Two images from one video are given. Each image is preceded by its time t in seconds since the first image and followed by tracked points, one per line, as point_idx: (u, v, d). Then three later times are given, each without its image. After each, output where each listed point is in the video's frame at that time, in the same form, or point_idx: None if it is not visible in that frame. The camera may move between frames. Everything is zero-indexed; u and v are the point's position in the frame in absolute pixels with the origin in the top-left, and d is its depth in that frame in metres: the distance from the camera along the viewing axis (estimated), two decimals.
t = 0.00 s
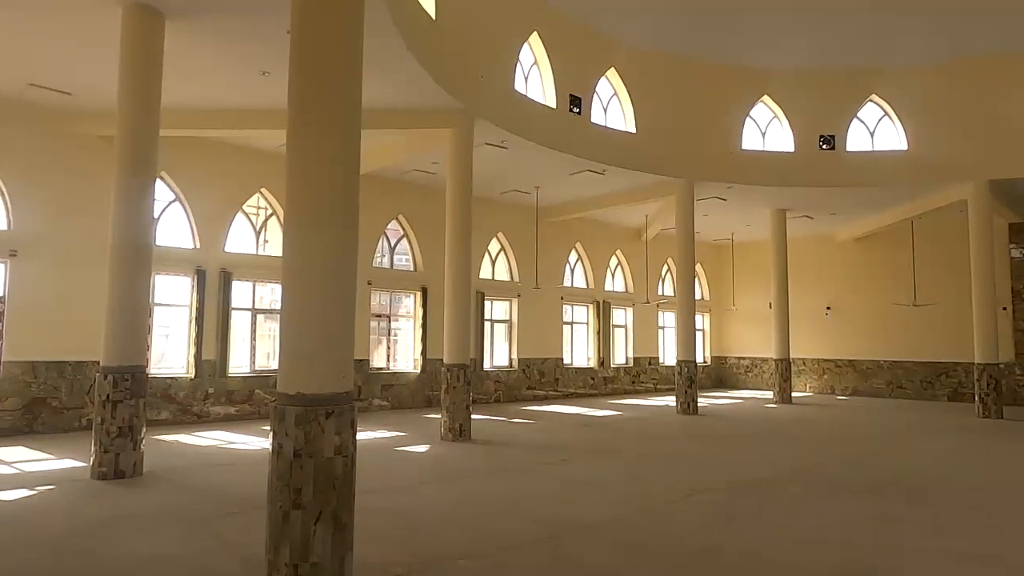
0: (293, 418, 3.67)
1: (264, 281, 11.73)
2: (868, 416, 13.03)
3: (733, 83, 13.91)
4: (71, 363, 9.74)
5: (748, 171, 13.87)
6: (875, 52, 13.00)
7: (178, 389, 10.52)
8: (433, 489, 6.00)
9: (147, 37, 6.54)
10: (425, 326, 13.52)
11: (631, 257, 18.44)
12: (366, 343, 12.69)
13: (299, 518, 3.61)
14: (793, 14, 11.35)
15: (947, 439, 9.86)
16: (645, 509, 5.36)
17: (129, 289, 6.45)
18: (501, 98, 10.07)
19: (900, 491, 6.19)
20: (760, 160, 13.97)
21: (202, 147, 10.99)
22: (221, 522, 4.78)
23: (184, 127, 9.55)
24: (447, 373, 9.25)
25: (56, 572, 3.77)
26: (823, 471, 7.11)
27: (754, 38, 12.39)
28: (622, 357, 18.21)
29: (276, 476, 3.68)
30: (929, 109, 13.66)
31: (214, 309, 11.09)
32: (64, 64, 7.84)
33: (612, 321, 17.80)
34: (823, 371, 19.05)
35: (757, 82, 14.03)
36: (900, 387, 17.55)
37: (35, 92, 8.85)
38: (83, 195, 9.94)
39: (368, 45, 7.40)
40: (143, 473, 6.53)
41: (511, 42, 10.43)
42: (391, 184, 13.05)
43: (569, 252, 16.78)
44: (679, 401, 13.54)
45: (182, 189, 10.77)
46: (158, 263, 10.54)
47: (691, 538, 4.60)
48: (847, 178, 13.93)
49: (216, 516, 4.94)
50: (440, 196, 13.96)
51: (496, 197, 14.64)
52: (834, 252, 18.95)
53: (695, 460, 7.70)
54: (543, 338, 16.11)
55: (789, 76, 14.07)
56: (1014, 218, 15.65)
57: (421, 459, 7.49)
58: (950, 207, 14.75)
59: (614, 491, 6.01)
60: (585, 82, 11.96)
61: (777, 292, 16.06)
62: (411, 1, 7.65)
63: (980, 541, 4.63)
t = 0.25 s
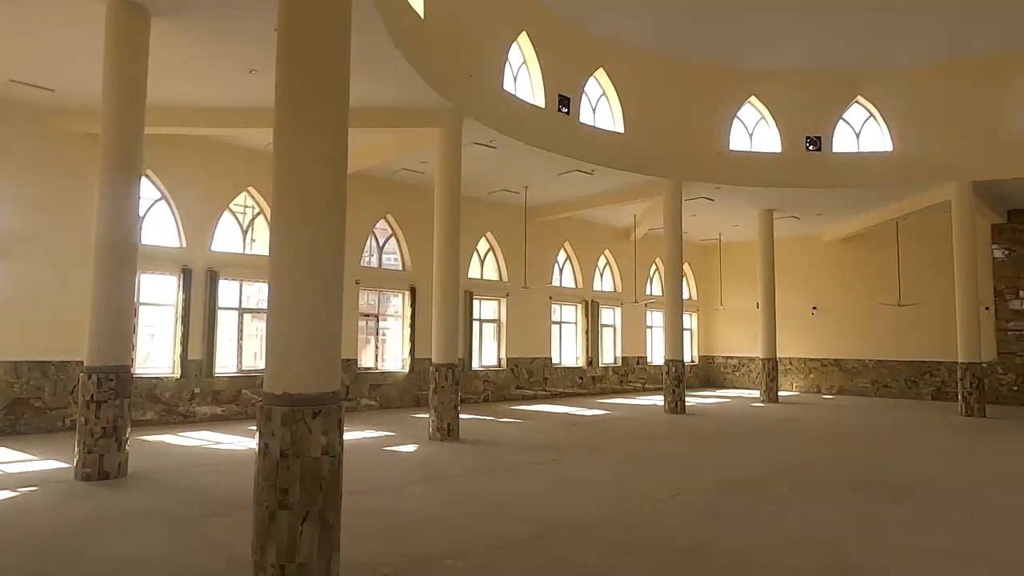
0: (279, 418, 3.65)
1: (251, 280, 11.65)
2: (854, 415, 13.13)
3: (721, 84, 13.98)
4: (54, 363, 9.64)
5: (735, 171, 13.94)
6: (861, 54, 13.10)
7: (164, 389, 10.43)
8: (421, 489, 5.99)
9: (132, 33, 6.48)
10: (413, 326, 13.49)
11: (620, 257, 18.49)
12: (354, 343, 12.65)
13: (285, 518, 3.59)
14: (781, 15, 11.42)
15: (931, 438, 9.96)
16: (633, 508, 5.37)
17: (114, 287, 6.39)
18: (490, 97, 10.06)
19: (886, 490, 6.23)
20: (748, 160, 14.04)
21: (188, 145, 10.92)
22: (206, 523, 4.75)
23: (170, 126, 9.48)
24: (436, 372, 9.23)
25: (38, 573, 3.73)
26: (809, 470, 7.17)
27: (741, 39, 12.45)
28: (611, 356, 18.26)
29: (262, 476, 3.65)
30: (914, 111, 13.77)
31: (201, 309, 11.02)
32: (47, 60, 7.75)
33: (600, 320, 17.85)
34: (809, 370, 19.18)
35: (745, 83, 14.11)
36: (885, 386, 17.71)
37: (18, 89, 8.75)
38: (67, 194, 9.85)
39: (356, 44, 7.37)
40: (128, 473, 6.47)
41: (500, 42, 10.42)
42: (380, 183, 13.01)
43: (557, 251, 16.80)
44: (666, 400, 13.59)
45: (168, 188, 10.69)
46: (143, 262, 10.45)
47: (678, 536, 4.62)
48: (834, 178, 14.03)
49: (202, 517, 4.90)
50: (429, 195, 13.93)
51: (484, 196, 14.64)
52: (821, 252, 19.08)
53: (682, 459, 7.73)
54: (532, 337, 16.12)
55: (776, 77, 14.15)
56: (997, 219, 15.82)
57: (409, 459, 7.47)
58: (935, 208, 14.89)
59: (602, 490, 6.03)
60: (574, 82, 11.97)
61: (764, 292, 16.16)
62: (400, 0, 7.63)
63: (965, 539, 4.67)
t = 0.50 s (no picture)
0: (266, 418, 3.63)
1: (238, 279, 11.58)
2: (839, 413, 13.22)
3: (708, 85, 14.05)
4: (37, 363, 9.55)
5: (723, 171, 14.00)
6: (847, 55, 13.20)
7: (150, 390, 10.35)
8: (409, 489, 5.97)
9: (116, 29, 6.42)
10: (401, 325, 13.47)
11: (608, 256, 18.53)
12: (342, 343, 12.61)
13: (272, 519, 3.57)
14: (768, 16, 11.47)
15: (915, 436, 10.05)
16: (620, 508, 5.38)
17: (98, 286, 6.33)
18: (478, 97, 10.05)
19: (872, 488, 6.28)
20: (735, 161, 14.11)
21: (175, 143, 10.84)
22: (192, 524, 4.72)
23: (156, 124, 9.40)
24: (424, 372, 9.22)
25: None
26: (796, 469, 7.21)
27: (729, 40, 12.51)
28: (599, 356, 18.30)
29: (249, 476, 3.63)
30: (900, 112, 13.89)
31: (187, 308, 10.94)
32: (31, 57, 7.67)
33: (589, 320, 17.89)
34: (796, 370, 19.30)
35: (732, 84, 14.18)
36: (870, 385, 17.87)
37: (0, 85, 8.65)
38: (51, 192, 9.75)
39: (344, 43, 7.34)
40: (112, 475, 6.41)
41: (488, 41, 10.41)
42: (368, 182, 12.97)
43: (546, 251, 16.82)
44: (654, 400, 13.63)
45: (154, 186, 10.61)
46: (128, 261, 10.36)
47: (666, 536, 4.63)
48: (821, 179, 14.13)
49: (187, 518, 4.87)
50: (417, 194, 13.89)
51: (473, 196, 14.62)
52: (807, 252, 19.21)
53: (670, 458, 7.76)
54: (521, 337, 16.12)
55: (763, 78, 14.24)
56: (980, 220, 15.99)
57: (397, 459, 7.45)
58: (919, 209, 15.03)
59: (590, 489, 6.04)
60: (563, 82, 11.98)
61: (751, 291, 16.24)
62: None
63: (949, 537, 4.70)
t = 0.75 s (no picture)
0: (253, 418, 3.61)
1: (225, 278, 11.51)
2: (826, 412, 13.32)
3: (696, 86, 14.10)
4: (21, 363, 9.45)
5: (711, 171, 14.06)
6: (834, 57, 13.30)
7: (135, 390, 10.27)
8: (397, 488, 5.96)
9: (101, 27, 6.37)
10: (390, 325, 13.44)
11: (597, 256, 18.56)
12: (330, 342, 12.56)
13: (259, 520, 3.55)
14: (756, 17, 11.52)
15: (900, 434, 10.14)
16: (608, 507, 5.39)
17: (83, 285, 6.27)
18: (467, 96, 10.04)
19: (857, 486, 6.32)
20: (723, 161, 14.17)
21: (161, 142, 10.77)
22: (179, 524, 4.69)
23: (142, 122, 9.34)
24: (413, 371, 9.17)
25: None
26: (782, 467, 7.27)
27: (717, 41, 12.56)
28: (588, 355, 18.34)
29: (236, 477, 3.61)
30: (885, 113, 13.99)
31: (174, 307, 10.86)
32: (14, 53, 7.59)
33: (578, 319, 17.92)
34: (783, 369, 19.42)
35: (720, 85, 14.25)
36: (856, 384, 18.01)
37: None
38: (36, 191, 9.66)
39: (334, 42, 7.32)
40: (97, 476, 6.36)
41: (477, 41, 10.40)
42: (356, 181, 12.93)
43: (535, 250, 16.82)
44: (642, 399, 13.68)
45: (140, 185, 10.53)
46: (114, 260, 10.26)
47: (653, 534, 4.65)
48: (808, 179, 14.22)
49: (173, 519, 4.83)
50: (406, 194, 13.86)
51: (462, 195, 14.61)
52: (794, 252, 19.32)
53: (658, 457, 7.78)
54: (510, 336, 16.12)
55: (751, 79, 14.32)
56: (964, 220, 16.14)
57: (386, 458, 7.43)
58: (905, 209, 15.15)
59: (578, 488, 6.06)
60: (552, 82, 12.00)
61: (739, 291, 16.32)
62: None
63: (933, 535, 4.74)
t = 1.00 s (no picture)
0: (240, 419, 3.58)
1: (212, 277, 11.44)
2: (812, 411, 13.40)
3: (684, 86, 14.15)
4: (4, 363, 9.36)
5: (699, 172, 14.12)
6: (821, 59, 13.38)
7: (121, 390, 10.18)
8: (385, 488, 5.95)
9: (86, 24, 6.31)
10: (378, 324, 13.40)
11: (586, 256, 18.59)
12: (318, 342, 12.51)
13: (246, 521, 3.53)
14: (742, 18, 11.57)
15: (886, 433, 10.22)
16: (595, 505, 5.40)
17: (67, 285, 6.21)
18: (456, 95, 10.03)
19: (842, 483, 6.37)
20: (711, 161, 14.23)
21: (147, 140, 10.68)
22: (164, 525, 4.66)
23: (128, 120, 9.27)
24: (401, 371, 9.14)
25: None
26: (769, 465, 7.31)
27: (705, 42, 12.61)
28: (577, 355, 18.36)
29: (222, 478, 3.58)
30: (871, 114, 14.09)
31: (160, 307, 10.78)
32: None
33: (566, 319, 17.94)
34: (770, 368, 19.52)
35: (708, 86, 14.31)
36: (842, 382, 18.14)
37: None
38: (19, 189, 9.57)
39: (321, 40, 7.29)
40: (82, 477, 6.30)
41: (466, 40, 10.39)
42: (345, 180, 12.88)
43: (524, 250, 16.82)
44: (631, 398, 13.71)
45: (125, 183, 10.45)
46: (98, 259, 10.17)
47: (640, 532, 4.67)
48: (795, 179, 14.31)
49: (160, 520, 4.80)
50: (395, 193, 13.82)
51: (451, 194, 14.58)
52: (781, 252, 19.41)
53: (646, 456, 7.80)
54: (499, 335, 16.11)
55: (738, 80, 14.38)
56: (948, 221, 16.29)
57: (374, 458, 7.41)
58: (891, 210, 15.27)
59: (566, 487, 6.07)
60: (540, 82, 12.00)
61: (726, 290, 16.39)
62: None
63: (916, 531, 4.78)
